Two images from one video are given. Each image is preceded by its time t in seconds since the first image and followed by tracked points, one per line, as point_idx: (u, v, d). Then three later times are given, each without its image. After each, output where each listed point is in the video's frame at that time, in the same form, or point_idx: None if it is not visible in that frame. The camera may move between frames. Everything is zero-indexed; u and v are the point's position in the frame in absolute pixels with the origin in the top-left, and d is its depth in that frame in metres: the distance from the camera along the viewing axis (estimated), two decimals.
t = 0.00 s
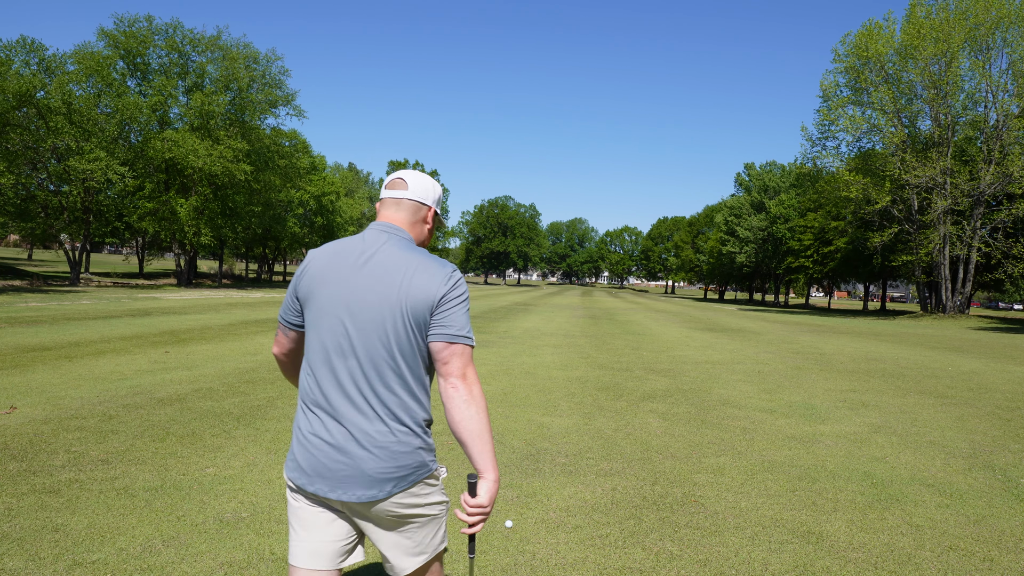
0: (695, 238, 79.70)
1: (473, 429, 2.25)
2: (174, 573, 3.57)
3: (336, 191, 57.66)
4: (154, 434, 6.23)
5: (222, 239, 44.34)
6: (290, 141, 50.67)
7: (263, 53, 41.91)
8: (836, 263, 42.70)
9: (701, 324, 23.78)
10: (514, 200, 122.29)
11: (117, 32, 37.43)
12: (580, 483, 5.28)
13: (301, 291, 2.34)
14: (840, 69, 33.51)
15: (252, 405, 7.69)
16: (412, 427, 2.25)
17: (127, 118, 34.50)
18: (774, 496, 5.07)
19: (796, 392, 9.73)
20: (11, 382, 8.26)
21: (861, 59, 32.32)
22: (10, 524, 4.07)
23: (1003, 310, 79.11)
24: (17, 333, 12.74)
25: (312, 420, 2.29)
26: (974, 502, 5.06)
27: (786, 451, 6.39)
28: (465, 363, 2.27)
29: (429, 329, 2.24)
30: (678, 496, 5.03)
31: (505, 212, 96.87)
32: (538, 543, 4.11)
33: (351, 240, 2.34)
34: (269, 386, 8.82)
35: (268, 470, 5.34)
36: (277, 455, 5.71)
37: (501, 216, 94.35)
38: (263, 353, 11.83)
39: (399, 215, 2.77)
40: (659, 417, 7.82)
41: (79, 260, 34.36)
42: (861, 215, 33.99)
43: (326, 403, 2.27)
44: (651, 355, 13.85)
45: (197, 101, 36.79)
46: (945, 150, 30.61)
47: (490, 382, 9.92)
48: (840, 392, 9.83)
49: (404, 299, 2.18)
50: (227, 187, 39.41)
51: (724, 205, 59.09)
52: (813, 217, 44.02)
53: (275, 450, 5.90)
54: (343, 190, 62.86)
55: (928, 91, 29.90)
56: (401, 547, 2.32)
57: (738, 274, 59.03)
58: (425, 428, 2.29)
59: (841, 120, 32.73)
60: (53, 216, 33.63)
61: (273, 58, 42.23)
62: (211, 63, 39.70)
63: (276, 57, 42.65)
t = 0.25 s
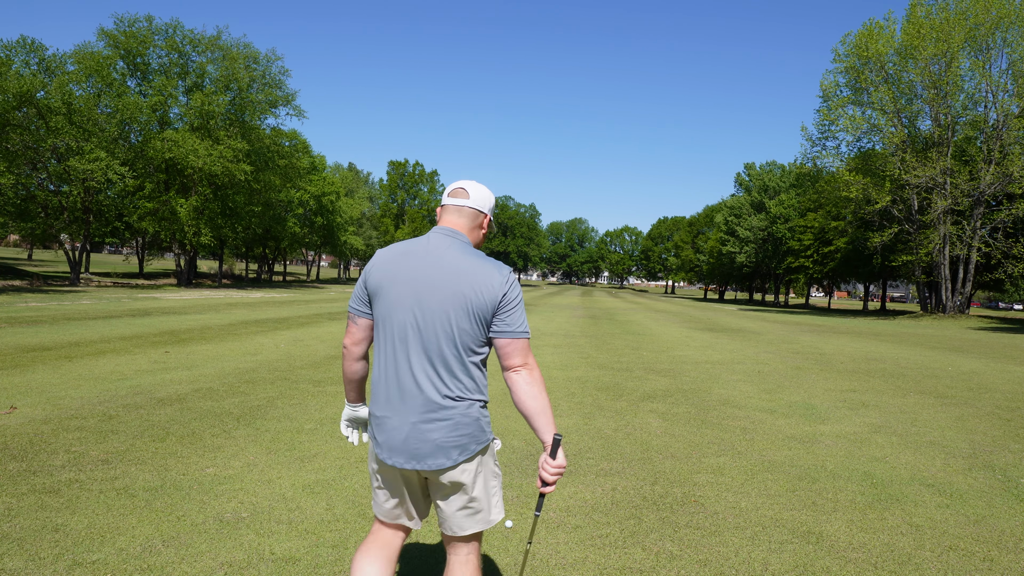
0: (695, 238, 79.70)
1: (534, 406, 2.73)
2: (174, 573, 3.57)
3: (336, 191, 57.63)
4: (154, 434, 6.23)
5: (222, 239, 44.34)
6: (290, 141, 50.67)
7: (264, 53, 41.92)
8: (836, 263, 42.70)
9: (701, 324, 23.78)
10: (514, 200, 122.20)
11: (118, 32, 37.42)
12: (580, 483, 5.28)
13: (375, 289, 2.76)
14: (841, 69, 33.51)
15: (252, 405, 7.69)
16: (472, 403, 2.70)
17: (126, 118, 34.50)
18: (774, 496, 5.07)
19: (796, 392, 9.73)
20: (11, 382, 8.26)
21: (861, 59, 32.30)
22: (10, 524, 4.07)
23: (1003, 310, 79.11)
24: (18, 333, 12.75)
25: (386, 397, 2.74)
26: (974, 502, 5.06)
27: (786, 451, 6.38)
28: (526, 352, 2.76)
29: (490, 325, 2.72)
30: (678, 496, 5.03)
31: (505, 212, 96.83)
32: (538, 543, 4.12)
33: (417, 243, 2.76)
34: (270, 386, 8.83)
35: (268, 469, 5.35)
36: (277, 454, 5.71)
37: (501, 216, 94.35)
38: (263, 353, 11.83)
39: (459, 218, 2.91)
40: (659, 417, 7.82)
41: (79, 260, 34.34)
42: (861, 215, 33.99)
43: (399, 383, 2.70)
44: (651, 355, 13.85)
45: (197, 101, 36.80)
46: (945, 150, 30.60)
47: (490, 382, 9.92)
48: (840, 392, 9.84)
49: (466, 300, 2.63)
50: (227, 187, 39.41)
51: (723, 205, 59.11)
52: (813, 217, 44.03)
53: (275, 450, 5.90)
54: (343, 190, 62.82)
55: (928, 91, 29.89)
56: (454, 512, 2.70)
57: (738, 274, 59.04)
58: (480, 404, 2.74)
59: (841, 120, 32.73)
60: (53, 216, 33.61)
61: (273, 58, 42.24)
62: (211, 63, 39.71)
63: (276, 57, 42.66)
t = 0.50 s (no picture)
0: (695, 238, 79.71)
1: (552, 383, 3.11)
2: (174, 573, 3.57)
3: (336, 191, 57.63)
4: (154, 434, 6.23)
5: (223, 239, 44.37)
6: (290, 141, 50.68)
7: (263, 53, 41.92)
8: (836, 263, 42.71)
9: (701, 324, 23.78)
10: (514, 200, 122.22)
11: (118, 32, 37.44)
12: (580, 483, 5.28)
13: (410, 284, 2.91)
14: (841, 69, 33.51)
15: (252, 405, 7.69)
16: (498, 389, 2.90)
17: (126, 118, 34.51)
18: (773, 496, 5.07)
19: (796, 392, 9.73)
20: (11, 382, 8.26)
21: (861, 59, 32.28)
22: (10, 524, 4.07)
23: (1003, 310, 79.15)
24: (18, 333, 12.75)
25: (418, 381, 2.89)
26: (974, 502, 5.06)
27: (786, 451, 6.38)
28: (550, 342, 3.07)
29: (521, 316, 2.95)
30: (679, 496, 5.02)
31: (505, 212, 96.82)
32: (538, 543, 4.12)
33: (446, 242, 2.92)
34: (270, 386, 8.83)
35: (268, 469, 5.35)
36: (277, 454, 5.71)
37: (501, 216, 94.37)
38: (263, 353, 11.83)
39: (482, 218, 3.08)
40: (659, 417, 7.82)
41: (79, 260, 34.33)
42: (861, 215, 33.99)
43: (430, 369, 2.87)
44: (651, 355, 13.85)
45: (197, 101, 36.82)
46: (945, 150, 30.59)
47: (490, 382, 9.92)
48: (840, 392, 9.83)
49: (501, 293, 2.83)
50: (227, 187, 39.44)
51: (723, 205, 59.13)
52: (813, 217, 44.05)
53: (275, 450, 5.90)
54: (342, 190, 62.80)
55: (928, 91, 29.89)
56: (468, 495, 2.84)
57: (738, 274, 59.05)
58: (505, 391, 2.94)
59: (841, 120, 32.74)
60: (53, 216, 33.59)
61: (273, 58, 42.25)
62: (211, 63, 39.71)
63: (276, 57, 42.66)
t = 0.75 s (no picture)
0: (696, 238, 79.71)
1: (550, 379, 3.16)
2: (174, 573, 3.56)
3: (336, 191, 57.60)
4: (154, 434, 6.23)
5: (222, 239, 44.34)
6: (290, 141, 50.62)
7: (263, 53, 41.90)
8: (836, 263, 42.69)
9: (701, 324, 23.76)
10: (514, 199, 122.16)
11: (117, 31, 37.45)
12: (580, 483, 5.28)
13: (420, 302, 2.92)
14: (841, 69, 33.49)
15: (253, 405, 7.69)
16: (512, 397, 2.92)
17: (126, 117, 34.50)
18: (774, 496, 5.07)
19: (796, 392, 9.73)
20: (11, 382, 8.25)
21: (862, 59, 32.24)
22: (9, 524, 4.06)
23: (1003, 310, 79.18)
24: (18, 333, 12.74)
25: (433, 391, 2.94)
26: (975, 502, 5.06)
27: (786, 451, 6.37)
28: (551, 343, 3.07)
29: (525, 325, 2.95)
30: (678, 496, 5.03)
31: (505, 212, 96.86)
32: (537, 543, 4.12)
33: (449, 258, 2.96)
34: (270, 386, 8.82)
35: (268, 470, 5.34)
36: (277, 454, 5.71)
37: (501, 216, 94.35)
38: (263, 353, 11.83)
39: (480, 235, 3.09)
40: (659, 417, 7.82)
41: (79, 260, 34.27)
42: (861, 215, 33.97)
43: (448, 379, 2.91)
44: (651, 355, 13.85)
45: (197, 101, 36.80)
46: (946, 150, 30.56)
47: (490, 382, 9.91)
48: (840, 392, 9.84)
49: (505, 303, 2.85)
50: (227, 187, 39.52)
51: (723, 205, 59.13)
52: (813, 217, 44.04)
53: (275, 450, 5.90)
54: (342, 190, 62.81)
55: (929, 91, 29.88)
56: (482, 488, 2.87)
57: (738, 274, 59.03)
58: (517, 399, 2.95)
59: (841, 120, 32.72)
60: (53, 216, 33.62)
61: (272, 58, 42.22)
62: (211, 62, 39.69)
63: (275, 56, 42.65)
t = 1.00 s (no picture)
0: (695, 238, 79.70)
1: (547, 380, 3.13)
2: (174, 573, 3.57)
3: (336, 191, 57.65)
4: (154, 434, 6.23)
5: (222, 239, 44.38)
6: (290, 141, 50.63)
7: (263, 53, 41.91)
8: (836, 263, 42.71)
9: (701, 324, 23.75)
10: (514, 199, 122.10)
11: (117, 31, 37.49)
12: (580, 483, 5.28)
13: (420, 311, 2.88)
14: (841, 69, 33.51)
15: (252, 405, 7.68)
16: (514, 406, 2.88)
17: (126, 117, 34.53)
18: (774, 496, 5.07)
19: (796, 392, 9.73)
20: (11, 382, 8.25)
21: (861, 59, 32.25)
22: (10, 524, 4.07)
23: (1003, 310, 79.28)
24: (17, 333, 12.73)
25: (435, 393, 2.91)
26: (974, 502, 5.07)
27: (786, 451, 6.38)
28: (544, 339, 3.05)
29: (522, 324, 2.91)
30: (678, 496, 5.03)
31: (505, 212, 96.85)
32: (537, 543, 4.11)
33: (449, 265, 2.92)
34: (270, 386, 8.82)
35: (268, 470, 5.34)
36: (276, 454, 5.71)
37: (501, 216, 94.37)
38: (263, 353, 11.83)
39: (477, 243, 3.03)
40: (659, 417, 7.81)
41: (79, 260, 34.29)
42: (861, 215, 33.99)
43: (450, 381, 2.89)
44: (651, 355, 13.85)
45: (197, 101, 36.82)
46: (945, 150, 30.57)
47: (490, 382, 9.91)
48: (840, 392, 9.84)
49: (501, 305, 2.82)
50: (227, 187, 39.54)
51: (723, 205, 59.14)
52: (813, 216, 44.04)
53: (275, 450, 5.90)
54: (342, 190, 62.82)
55: (929, 91, 29.91)
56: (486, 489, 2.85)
57: (738, 274, 59.05)
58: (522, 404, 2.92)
59: (841, 120, 32.74)
60: (53, 216, 33.72)
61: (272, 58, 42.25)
62: (211, 62, 39.72)
63: (275, 56, 42.66)
